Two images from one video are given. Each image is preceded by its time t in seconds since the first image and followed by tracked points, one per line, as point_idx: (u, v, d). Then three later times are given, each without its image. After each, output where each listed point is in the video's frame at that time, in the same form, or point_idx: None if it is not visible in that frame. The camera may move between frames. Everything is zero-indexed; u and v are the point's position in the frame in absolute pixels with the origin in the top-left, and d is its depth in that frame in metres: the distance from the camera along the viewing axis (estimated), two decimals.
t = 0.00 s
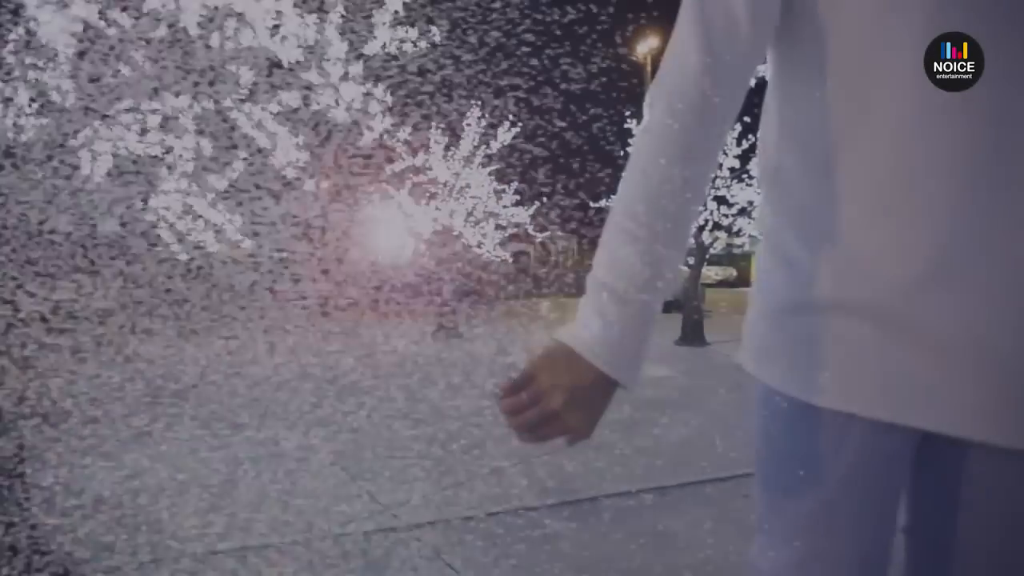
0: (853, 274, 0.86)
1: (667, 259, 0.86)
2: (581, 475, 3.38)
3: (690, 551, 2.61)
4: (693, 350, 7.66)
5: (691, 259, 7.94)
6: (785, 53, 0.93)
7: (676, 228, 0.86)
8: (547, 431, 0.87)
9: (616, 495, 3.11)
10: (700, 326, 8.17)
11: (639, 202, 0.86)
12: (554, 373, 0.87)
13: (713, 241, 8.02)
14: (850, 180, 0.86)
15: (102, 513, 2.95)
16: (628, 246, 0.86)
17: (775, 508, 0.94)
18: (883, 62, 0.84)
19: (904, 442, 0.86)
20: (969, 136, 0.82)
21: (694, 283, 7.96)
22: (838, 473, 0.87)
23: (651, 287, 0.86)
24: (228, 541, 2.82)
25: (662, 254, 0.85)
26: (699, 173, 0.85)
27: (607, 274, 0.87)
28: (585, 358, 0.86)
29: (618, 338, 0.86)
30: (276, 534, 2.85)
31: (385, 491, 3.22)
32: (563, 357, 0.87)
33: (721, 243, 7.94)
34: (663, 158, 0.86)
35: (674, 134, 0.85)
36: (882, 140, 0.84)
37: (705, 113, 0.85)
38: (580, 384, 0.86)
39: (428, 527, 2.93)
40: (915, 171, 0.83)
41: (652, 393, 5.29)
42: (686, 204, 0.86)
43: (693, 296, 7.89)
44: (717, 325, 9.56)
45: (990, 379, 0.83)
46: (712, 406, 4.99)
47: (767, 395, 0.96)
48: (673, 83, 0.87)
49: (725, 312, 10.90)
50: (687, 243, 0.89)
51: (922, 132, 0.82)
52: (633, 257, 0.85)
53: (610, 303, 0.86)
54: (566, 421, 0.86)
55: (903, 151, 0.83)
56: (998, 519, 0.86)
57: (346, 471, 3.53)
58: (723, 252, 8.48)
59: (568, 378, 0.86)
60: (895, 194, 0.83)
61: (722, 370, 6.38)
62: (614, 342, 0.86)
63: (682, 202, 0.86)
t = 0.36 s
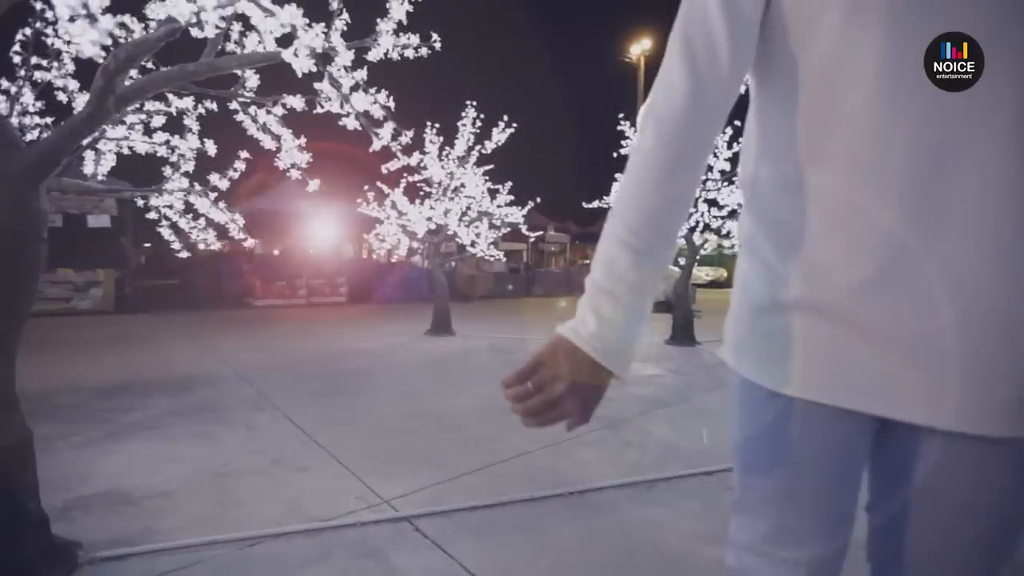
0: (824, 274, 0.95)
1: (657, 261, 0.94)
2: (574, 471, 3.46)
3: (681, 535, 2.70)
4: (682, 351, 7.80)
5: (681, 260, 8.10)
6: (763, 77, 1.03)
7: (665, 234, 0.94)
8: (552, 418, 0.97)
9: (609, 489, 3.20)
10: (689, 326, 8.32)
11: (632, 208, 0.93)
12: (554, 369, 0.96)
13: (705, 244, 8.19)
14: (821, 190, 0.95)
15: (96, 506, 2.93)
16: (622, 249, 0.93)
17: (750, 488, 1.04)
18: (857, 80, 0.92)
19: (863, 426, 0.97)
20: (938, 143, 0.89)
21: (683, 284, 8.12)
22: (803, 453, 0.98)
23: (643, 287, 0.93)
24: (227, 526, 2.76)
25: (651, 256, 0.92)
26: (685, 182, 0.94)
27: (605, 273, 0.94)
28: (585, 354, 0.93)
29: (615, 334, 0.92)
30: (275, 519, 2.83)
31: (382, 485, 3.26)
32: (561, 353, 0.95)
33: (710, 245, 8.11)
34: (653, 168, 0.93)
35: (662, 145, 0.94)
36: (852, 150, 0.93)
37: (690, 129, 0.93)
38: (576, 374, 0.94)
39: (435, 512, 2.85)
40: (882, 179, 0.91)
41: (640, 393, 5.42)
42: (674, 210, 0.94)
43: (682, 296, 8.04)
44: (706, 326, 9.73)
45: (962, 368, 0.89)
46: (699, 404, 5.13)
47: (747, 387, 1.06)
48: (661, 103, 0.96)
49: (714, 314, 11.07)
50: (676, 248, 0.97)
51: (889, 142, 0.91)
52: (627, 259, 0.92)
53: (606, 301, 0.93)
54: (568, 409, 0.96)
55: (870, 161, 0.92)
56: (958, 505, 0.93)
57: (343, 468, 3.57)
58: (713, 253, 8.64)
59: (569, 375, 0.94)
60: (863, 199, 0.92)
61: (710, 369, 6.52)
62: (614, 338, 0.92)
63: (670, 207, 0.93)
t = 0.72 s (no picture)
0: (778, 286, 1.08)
1: (633, 276, 1.08)
2: (563, 465, 3.63)
3: (663, 523, 2.87)
4: (667, 350, 8.04)
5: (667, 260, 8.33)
6: (730, 106, 1.15)
7: (640, 252, 1.08)
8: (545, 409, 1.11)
9: (596, 481, 3.36)
10: (673, 325, 8.56)
11: (611, 231, 1.08)
12: (547, 366, 1.10)
13: (688, 245, 8.44)
14: (777, 211, 1.08)
15: (100, 499, 3.03)
16: (602, 265, 1.08)
17: (714, 472, 1.20)
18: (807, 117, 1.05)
19: (810, 418, 1.13)
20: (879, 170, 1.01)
21: (668, 284, 8.35)
22: (759, 439, 1.14)
23: (621, 298, 1.08)
24: (229, 518, 2.86)
25: (627, 271, 1.07)
26: (657, 208, 1.09)
27: (587, 286, 1.08)
28: (570, 356, 1.08)
29: (596, 339, 1.07)
30: (276, 511, 2.95)
31: (378, 478, 3.39)
32: (551, 354, 1.10)
33: (694, 245, 8.38)
34: (631, 194, 1.08)
35: (637, 176, 1.09)
36: (804, 176, 1.04)
37: (661, 162, 1.08)
38: (563, 374, 1.08)
39: (430, 504, 2.98)
40: (830, 201, 1.03)
41: (625, 390, 5.63)
42: (648, 231, 1.09)
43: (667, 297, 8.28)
44: (690, 326, 9.99)
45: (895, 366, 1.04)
46: (682, 401, 5.34)
47: (713, 383, 1.21)
48: (639, 138, 1.11)
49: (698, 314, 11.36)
50: (650, 263, 1.11)
51: (838, 168, 1.02)
52: (606, 274, 1.07)
53: (588, 311, 1.08)
54: (558, 400, 1.09)
55: (821, 186, 1.03)
56: (888, 482, 1.11)
57: (340, 463, 3.69)
58: (697, 254, 8.90)
59: (559, 371, 1.09)
60: (813, 220, 1.05)
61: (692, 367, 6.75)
62: (595, 343, 1.07)
63: (644, 230, 1.08)
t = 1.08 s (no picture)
0: (739, 291, 1.24)
1: (612, 284, 1.24)
2: (555, 460, 3.78)
3: (649, 513, 3.03)
4: (657, 349, 8.23)
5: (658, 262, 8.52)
6: (699, 133, 1.31)
7: (618, 262, 1.24)
8: (538, 401, 1.24)
9: (586, 475, 3.52)
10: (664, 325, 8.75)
11: (594, 243, 1.24)
12: (537, 362, 1.23)
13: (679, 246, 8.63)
14: (738, 227, 1.24)
15: (111, 493, 3.16)
16: (586, 274, 1.23)
17: (688, 456, 1.36)
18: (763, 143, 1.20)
19: (768, 409, 1.30)
20: (823, 191, 1.17)
21: (659, 285, 8.54)
22: (725, 425, 1.30)
23: (602, 303, 1.23)
24: (237, 511, 3.00)
25: (608, 279, 1.22)
26: (633, 224, 1.24)
27: (572, 292, 1.23)
28: (558, 354, 1.22)
29: (581, 339, 1.22)
30: (282, 505, 3.09)
31: (379, 473, 3.54)
32: (541, 352, 1.24)
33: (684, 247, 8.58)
34: (611, 212, 1.24)
35: (615, 196, 1.25)
36: (762, 196, 1.20)
37: (637, 184, 1.24)
38: (551, 370, 1.22)
39: (429, 497, 3.13)
40: (783, 219, 1.19)
41: (617, 388, 5.81)
42: (625, 244, 1.24)
43: (658, 297, 8.47)
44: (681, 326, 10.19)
45: (839, 361, 1.20)
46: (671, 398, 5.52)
47: (685, 377, 1.37)
48: (618, 162, 1.27)
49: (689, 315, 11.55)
50: (628, 272, 1.27)
51: (789, 189, 1.18)
52: (588, 281, 1.22)
53: (573, 314, 1.22)
54: (549, 391, 1.22)
55: (776, 206, 1.19)
56: (837, 466, 1.27)
57: (341, 459, 3.83)
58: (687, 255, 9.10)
59: (549, 366, 1.22)
60: (769, 234, 1.20)
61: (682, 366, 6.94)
62: (579, 343, 1.21)
63: (621, 244, 1.24)
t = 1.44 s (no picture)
0: (715, 295, 1.41)
1: (604, 288, 1.41)
2: (554, 453, 3.96)
3: (644, 502, 3.20)
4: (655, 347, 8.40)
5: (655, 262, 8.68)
6: (681, 154, 1.48)
7: (609, 270, 1.42)
8: (540, 391, 1.41)
9: (584, 467, 3.69)
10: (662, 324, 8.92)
11: (587, 252, 1.41)
12: (538, 358, 1.40)
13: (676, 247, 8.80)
14: (714, 239, 1.41)
15: (133, 485, 3.33)
16: (580, 279, 1.39)
17: (673, 440, 1.53)
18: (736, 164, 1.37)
19: (743, 398, 1.47)
20: (787, 207, 1.34)
21: (656, 285, 8.70)
22: (705, 411, 1.46)
23: (594, 305, 1.40)
24: (252, 502, 3.17)
25: (599, 284, 1.39)
26: (621, 236, 1.41)
27: (569, 296, 1.40)
28: (556, 349, 1.39)
29: (576, 337, 1.39)
30: (295, 496, 3.26)
31: (387, 466, 3.71)
32: (541, 348, 1.40)
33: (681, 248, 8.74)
34: (603, 225, 1.41)
35: (607, 210, 1.41)
36: (735, 212, 1.37)
37: (625, 200, 1.41)
38: (551, 363, 1.39)
39: (435, 488, 3.31)
40: (752, 232, 1.36)
41: (615, 386, 5.98)
42: (615, 254, 1.42)
43: (655, 297, 8.64)
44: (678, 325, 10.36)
45: (801, 355, 1.37)
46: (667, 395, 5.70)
47: (670, 370, 1.54)
48: (609, 181, 1.44)
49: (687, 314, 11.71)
50: (617, 278, 1.44)
51: (757, 205, 1.35)
52: (582, 286, 1.39)
53: (570, 315, 1.39)
54: (549, 383, 1.39)
55: (747, 222, 1.36)
56: (803, 447, 1.44)
57: (350, 453, 4.00)
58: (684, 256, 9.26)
59: (549, 362, 1.39)
60: (740, 243, 1.37)
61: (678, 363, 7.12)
62: (575, 341, 1.38)
63: (613, 253, 1.41)
